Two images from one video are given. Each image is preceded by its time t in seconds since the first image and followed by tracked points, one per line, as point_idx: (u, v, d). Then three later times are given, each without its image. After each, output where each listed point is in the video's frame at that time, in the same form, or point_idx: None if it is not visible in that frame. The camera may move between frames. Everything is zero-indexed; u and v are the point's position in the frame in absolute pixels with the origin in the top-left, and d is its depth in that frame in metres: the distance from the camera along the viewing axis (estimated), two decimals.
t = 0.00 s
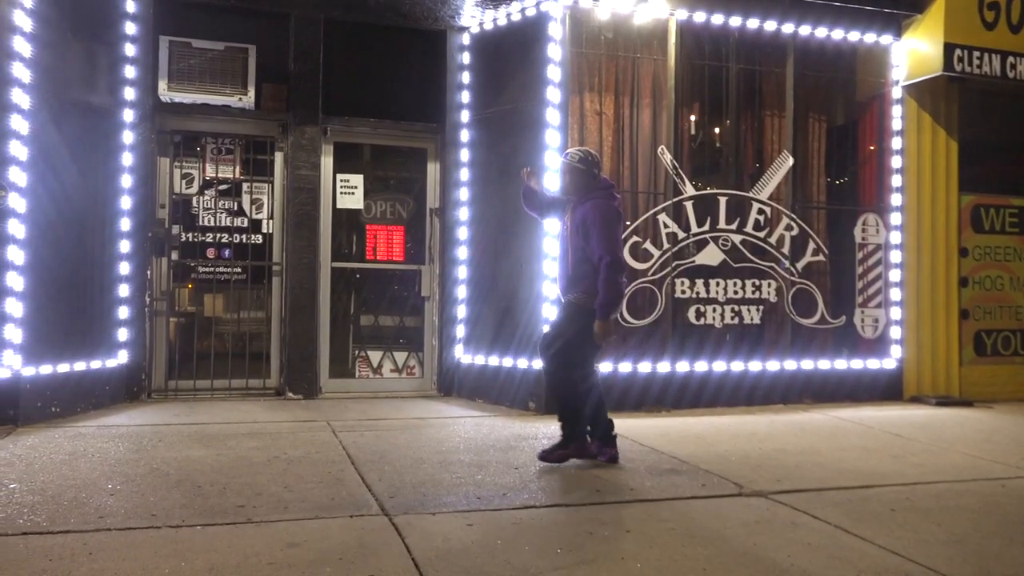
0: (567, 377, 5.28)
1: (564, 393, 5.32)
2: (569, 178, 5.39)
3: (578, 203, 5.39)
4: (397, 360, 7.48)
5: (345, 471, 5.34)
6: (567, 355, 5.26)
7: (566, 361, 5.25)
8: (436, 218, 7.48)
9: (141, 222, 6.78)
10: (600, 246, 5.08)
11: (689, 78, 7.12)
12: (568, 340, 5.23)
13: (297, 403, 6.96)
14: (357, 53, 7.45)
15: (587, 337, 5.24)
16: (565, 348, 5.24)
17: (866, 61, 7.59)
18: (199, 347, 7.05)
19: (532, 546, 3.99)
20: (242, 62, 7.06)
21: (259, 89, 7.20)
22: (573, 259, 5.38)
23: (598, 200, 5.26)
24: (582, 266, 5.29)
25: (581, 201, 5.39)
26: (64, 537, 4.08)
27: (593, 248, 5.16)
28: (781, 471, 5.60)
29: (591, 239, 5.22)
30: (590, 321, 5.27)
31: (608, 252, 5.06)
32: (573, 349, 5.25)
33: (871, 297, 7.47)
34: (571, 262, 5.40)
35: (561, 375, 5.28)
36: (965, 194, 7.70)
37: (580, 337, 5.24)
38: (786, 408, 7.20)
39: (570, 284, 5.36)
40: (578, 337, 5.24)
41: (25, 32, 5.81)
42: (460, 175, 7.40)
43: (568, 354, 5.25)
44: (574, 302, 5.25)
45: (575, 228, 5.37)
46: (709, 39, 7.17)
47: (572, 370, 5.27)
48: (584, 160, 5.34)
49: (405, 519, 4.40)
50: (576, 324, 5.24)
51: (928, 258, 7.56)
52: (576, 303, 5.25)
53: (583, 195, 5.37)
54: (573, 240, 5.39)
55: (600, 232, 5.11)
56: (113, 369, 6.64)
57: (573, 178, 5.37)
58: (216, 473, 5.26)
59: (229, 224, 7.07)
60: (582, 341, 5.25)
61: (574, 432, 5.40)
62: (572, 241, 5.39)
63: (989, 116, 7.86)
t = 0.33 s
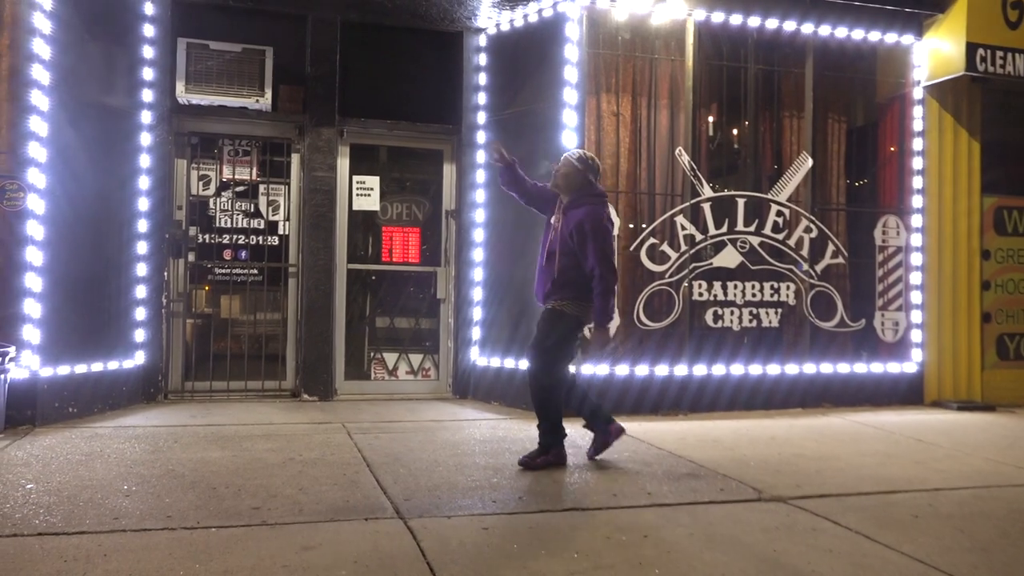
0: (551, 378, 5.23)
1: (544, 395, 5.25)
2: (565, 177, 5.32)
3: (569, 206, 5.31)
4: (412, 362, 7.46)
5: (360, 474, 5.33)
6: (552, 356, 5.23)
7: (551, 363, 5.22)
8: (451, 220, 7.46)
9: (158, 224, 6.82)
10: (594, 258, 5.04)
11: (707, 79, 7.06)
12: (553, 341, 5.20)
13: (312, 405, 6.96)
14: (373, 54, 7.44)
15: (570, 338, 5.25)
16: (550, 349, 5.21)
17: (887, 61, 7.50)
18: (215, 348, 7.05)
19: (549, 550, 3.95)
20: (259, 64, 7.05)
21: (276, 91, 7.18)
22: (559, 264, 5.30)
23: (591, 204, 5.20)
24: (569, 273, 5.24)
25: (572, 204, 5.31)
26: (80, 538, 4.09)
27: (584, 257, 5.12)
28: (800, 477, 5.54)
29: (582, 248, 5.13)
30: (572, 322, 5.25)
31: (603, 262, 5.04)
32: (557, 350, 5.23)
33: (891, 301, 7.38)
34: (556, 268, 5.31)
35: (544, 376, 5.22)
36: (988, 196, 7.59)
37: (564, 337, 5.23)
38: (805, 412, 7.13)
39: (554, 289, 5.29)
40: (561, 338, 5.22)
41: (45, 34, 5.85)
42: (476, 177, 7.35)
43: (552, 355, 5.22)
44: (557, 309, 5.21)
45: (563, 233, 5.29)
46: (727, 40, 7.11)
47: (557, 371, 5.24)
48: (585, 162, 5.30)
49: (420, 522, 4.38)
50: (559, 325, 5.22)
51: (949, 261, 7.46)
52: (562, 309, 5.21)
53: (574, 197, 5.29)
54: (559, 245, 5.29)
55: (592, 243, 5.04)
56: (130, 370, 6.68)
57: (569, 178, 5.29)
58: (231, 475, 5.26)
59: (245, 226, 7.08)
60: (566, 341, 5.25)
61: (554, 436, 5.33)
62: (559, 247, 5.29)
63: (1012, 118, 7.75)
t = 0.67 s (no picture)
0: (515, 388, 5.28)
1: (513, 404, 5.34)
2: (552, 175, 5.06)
3: (559, 204, 5.11)
4: (419, 368, 7.30)
5: (365, 482, 5.17)
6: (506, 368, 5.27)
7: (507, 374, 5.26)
8: (459, 223, 7.31)
9: (160, 226, 6.69)
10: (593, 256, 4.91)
11: (721, 79, 6.90)
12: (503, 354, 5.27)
13: (317, 411, 6.81)
14: (379, 54, 7.29)
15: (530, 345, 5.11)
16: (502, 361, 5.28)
17: (906, 60, 7.32)
18: (218, 354, 6.90)
19: (560, 563, 3.79)
20: (264, 64, 6.91)
21: (280, 91, 7.04)
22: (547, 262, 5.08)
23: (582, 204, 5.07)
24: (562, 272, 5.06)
25: (559, 202, 5.12)
26: (77, 548, 3.94)
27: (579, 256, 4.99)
28: (818, 487, 5.36)
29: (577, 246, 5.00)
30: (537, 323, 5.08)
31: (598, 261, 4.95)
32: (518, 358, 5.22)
33: (911, 306, 7.19)
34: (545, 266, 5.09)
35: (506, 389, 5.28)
36: (1010, 198, 7.38)
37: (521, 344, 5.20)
38: (823, 420, 6.94)
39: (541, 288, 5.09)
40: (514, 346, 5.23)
41: (47, 34, 5.77)
42: (484, 178, 7.23)
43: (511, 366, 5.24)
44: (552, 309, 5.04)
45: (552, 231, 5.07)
46: (742, 39, 6.95)
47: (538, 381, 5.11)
48: (577, 161, 5.05)
49: (427, 533, 4.21)
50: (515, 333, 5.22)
51: (970, 266, 7.23)
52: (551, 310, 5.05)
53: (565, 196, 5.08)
54: (549, 244, 5.07)
55: (592, 243, 4.93)
56: (131, 375, 6.55)
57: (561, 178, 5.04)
58: (233, 483, 5.12)
59: (249, 229, 6.93)
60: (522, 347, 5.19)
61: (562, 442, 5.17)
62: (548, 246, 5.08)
63: None
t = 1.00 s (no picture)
0: (495, 407, 4.96)
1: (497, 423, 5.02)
2: (541, 182, 4.83)
3: (541, 211, 4.91)
4: (425, 376, 7.06)
5: (370, 495, 4.93)
6: (479, 390, 4.91)
7: (482, 396, 4.92)
8: (467, 226, 7.06)
9: (159, 229, 6.49)
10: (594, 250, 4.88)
11: (738, 76, 6.65)
12: (473, 376, 4.88)
13: (319, 422, 6.57)
14: (384, 51, 7.07)
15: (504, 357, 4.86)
16: (474, 384, 4.90)
17: (930, 57, 7.05)
18: (218, 361, 6.67)
19: None
20: (265, 62, 6.68)
21: (282, 90, 6.84)
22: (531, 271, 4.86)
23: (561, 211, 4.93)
24: (545, 280, 4.88)
25: (537, 208, 4.91)
26: (70, 563, 3.72)
27: (565, 262, 4.89)
28: (843, 501, 5.11)
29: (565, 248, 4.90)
30: (513, 334, 4.86)
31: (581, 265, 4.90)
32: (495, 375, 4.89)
33: (937, 313, 6.90)
34: (529, 276, 4.86)
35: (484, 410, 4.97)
36: None
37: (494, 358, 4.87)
38: (846, 431, 6.66)
39: (525, 299, 4.86)
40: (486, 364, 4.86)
41: (42, 31, 5.59)
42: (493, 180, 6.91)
43: (488, 386, 4.89)
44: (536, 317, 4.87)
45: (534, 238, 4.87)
46: (760, 36, 6.70)
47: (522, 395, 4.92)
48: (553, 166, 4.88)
49: (435, 548, 3.98)
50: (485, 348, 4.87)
51: (999, 268, 6.98)
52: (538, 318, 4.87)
53: (544, 203, 4.90)
54: (535, 253, 4.87)
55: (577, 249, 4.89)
56: (128, 383, 6.33)
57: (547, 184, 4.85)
58: (233, 496, 4.88)
59: (249, 232, 6.71)
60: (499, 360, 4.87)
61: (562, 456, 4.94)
62: (535, 255, 4.87)
63: None
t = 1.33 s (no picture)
0: (503, 416, 4.61)
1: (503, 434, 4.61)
2: (534, 175, 4.57)
3: (534, 205, 4.67)
4: (433, 382, 6.85)
5: (377, 504, 4.73)
6: (486, 397, 4.57)
7: (493, 402, 4.57)
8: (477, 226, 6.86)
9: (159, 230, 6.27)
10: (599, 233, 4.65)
11: (758, 70, 6.42)
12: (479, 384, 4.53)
13: (324, 428, 6.36)
14: (391, 45, 6.86)
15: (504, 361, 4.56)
16: (481, 391, 4.56)
17: (957, 51, 6.80)
18: (220, 366, 6.47)
19: None
20: (269, 57, 6.47)
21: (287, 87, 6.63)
22: (532, 268, 4.58)
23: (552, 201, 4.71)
24: (546, 276, 4.61)
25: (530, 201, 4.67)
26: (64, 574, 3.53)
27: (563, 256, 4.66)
28: (869, 511, 4.88)
29: (563, 237, 4.68)
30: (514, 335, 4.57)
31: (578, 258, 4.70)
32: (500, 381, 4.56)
33: (965, 316, 6.65)
34: (530, 274, 4.57)
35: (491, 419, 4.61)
36: None
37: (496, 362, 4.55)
38: (870, 438, 6.42)
39: (528, 298, 4.56)
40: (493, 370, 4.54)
41: (40, 26, 5.43)
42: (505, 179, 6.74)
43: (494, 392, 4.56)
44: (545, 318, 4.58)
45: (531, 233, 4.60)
46: (781, 28, 6.47)
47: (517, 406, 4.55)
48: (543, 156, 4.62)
49: (445, 559, 3.77)
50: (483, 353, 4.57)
51: None
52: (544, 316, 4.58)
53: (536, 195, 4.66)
54: (534, 247, 4.60)
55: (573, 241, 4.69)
56: (128, 388, 6.15)
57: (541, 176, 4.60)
58: (236, 504, 4.69)
59: (253, 232, 6.52)
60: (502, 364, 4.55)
61: (518, 467, 4.54)
62: (535, 250, 4.60)
63: None
